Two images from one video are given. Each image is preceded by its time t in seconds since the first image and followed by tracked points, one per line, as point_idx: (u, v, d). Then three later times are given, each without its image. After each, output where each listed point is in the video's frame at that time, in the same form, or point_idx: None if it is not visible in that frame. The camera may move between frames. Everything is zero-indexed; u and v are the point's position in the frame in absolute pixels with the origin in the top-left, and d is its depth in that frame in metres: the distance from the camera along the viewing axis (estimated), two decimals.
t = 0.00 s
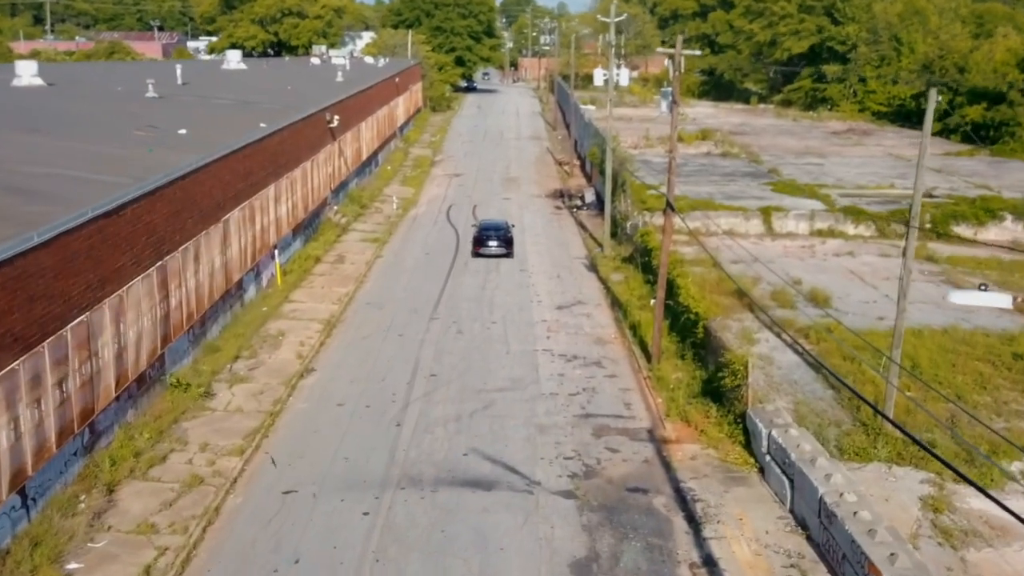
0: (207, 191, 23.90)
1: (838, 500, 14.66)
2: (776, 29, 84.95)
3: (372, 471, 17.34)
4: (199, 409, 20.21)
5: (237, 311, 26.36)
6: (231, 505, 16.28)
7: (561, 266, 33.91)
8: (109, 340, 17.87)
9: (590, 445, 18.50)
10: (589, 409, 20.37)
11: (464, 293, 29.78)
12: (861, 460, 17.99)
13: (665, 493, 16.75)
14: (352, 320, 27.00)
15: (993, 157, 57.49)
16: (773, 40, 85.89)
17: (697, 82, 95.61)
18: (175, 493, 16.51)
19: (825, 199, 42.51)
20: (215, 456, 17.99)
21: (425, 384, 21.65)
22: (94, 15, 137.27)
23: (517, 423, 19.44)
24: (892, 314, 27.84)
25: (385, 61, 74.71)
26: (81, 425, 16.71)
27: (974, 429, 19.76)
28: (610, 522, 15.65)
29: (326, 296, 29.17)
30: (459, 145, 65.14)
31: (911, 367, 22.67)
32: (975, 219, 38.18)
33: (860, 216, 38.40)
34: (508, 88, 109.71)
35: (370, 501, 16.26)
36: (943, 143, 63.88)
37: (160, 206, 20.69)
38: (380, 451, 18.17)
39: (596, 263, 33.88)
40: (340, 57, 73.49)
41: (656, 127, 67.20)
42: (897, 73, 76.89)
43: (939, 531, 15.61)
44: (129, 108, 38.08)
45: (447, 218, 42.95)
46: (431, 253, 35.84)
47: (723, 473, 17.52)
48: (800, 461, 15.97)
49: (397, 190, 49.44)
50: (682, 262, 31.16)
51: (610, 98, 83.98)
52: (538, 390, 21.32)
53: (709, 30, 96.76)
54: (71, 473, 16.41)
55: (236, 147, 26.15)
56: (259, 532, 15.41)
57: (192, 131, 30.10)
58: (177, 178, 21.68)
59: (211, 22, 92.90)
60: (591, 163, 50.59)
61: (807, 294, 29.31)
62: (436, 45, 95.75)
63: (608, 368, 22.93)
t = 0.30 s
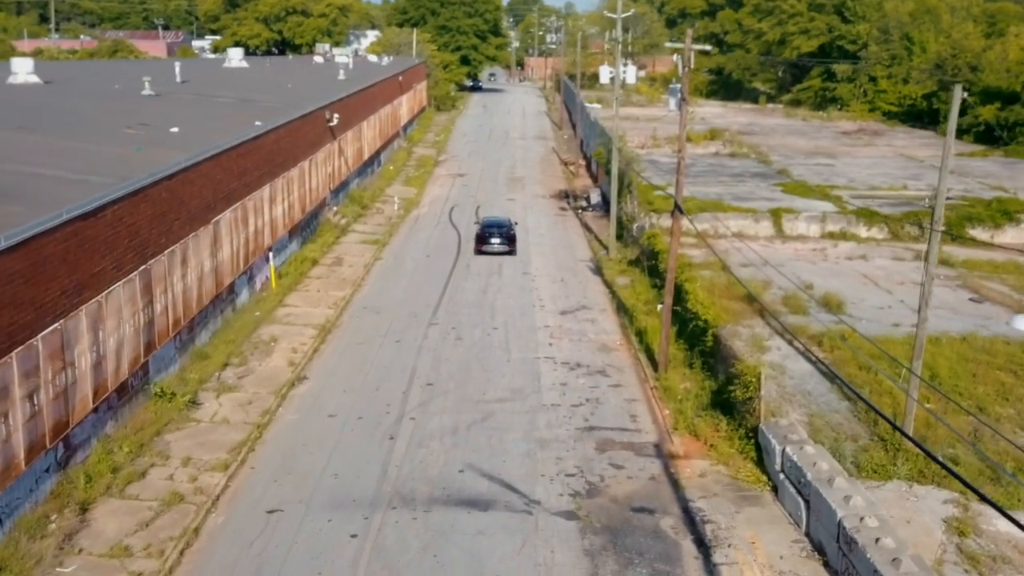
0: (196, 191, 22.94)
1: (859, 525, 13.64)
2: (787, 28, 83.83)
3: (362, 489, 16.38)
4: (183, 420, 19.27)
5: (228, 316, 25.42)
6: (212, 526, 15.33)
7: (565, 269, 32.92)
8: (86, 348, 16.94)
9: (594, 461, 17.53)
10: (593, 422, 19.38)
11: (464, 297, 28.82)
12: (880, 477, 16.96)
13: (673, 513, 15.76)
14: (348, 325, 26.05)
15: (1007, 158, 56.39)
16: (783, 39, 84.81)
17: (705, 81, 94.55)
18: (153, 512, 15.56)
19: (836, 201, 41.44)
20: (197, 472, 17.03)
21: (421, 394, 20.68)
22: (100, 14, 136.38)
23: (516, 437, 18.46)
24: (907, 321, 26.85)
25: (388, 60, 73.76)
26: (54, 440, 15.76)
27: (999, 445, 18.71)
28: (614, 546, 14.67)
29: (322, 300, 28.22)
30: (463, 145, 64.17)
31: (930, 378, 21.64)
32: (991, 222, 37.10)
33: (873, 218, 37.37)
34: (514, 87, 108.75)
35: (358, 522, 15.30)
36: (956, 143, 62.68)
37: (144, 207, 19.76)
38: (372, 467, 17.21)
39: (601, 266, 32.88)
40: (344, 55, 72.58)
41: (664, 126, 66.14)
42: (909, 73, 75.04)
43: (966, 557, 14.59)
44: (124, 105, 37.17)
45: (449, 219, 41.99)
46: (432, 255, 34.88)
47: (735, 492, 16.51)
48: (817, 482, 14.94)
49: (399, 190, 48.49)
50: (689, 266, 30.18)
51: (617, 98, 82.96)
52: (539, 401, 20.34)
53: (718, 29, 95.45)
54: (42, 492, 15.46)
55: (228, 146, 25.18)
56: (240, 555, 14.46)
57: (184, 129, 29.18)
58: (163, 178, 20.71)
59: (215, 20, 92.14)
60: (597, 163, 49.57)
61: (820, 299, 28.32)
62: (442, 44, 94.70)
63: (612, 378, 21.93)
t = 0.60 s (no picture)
0: (178, 193, 21.98)
1: (877, 552, 12.70)
2: (788, 25, 82.45)
3: (347, 510, 15.47)
4: (161, 434, 18.36)
5: (213, 323, 24.49)
6: (187, 550, 14.41)
7: (563, 272, 31.98)
8: (56, 360, 16.00)
9: (593, 478, 16.61)
10: (592, 435, 18.45)
11: (459, 302, 27.90)
12: (895, 497, 16.04)
13: (676, 537, 14.85)
14: (338, 332, 25.12)
15: (1014, 158, 55.43)
16: (784, 37, 83.76)
17: (706, 80, 93.56)
18: (124, 535, 14.64)
19: (841, 201, 40.52)
20: (174, 491, 16.11)
21: (412, 406, 19.76)
22: (97, 12, 135.43)
23: (512, 452, 17.52)
24: (917, 327, 25.92)
25: (385, 58, 72.73)
26: (20, 459, 14.84)
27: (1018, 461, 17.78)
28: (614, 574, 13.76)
29: (312, 305, 27.29)
30: (460, 145, 63.22)
31: (944, 390, 20.71)
32: (1001, 223, 36.17)
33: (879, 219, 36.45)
34: (513, 86, 107.74)
35: (343, 546, 14.39)
36: (962, 143, 61.70)
37: (120, 210, 18.83)
38: (358, 485, 16.30)
39: (600, 269, 31.94)
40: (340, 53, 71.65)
41: (664, 125, 65.19)
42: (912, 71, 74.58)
43: None
44: (111, 103, 36.22)
45: (445, 220, 41.05)
46: (427, 257, 33.93)
47: (742, 513, 15.59)
48: (830, 503, 14.01)
49: (394, 190, 47.56)
50: (692, 270, 29.24)
51: (616, 96, 81.97)
52: (535, 412, 19.41)
53: (719, 26, 94.27)
54: (6, 514, 14.53)
55: (213, 146, 24.23)
56: None
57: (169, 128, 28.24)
58: (141, 179, 19.75)
59: (211, 16, 90.41)
60: (597, 163, 48.63)
61: (826, 305, 27.39)
62: (440, 43, 93.66)
63: (612, 388, 21.01)
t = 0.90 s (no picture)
0: (158, 198, 21.00)
1: None
2: (790, 24, 81.54)
3: (331, 539, 14.52)
4: (137, 454, 17.39)
5: (197, 333, 23.53)
6: None
7: (562, 278, 31.02)
8: (23, 379, 15.03)
9: (593, 503, 15.65)
10: (592, 455, 17.48)
11: (454, 310, 26.94)
12: (915, 525, 15.07)
13: (682, 568, 13.89)
14: (328, 342, 24.15)
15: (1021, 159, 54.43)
16: (786, 36, 82.72)
17: (707, 80, 92.64)
18: (91, 567, 13.67)
19: (847, 204, 39.59)
20: (147, 517, 15.14)
21: (403, 423, 18.80)
22: (95, 11, 135.12)
23: (507, 474, 16.57)
24: (930, 338, 24.97)
25: (382, 57, 71.71)
26: None
27: None
28: None
29: (301, 313, 26.32)
30: (458, 145, 62.26)
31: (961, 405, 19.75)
32: (1012, 227, 35.20)
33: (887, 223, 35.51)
34: (512, 86, 106.77)
35: None
36: (967, 144, 60.74)
37: (95, 216, 17.84)
38: (343, 512, 15.34)
39: (601, 275, 30.97)
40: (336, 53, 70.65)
41: (665, 126, 64.23)
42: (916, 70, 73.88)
43: None
44: (98, 103, 35.23)
45: (442, 224, 40.07)
46: (422, 262, 32.94)
47: (751, 542, 14.63)
48: (848, 534, 13.03)
49: (390, 192, 46.60)
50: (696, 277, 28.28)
51: (616, 96, 81.02)
52: (533, 430, 18.44)
53: (720, 26, 93.28)
54: None
55: (197, 148, 23.25)
56: None
57: (154, 129, 27.26)
58: (117, 184, 18.75)
59: (207, 15, 88.81)
60: (597, 164, 47.70)
61: (835, 313, 26.43)
62: (438, 42, 92.62)
63: (614, 403, 20.03)
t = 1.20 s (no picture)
0: (137, 205, 19.99)
1: None
2: (794, 23, 80.25)
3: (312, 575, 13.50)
4: (110, 477, 16.36)
5: (180, 345, 22.50)
6: None
7: (562, 284, 30.00)
8: None
9: (595, 533, 14.62)
10: (592, 479, 16.46)
11: (449, 319, 25.93)
12: (940, 558, 14.06)
13: None
14: (317, 354, 23.12)
15: None
16: (789, 36, 81.39)
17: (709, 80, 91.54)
18: None
19: (854, 208, 38.58)
20: (116, 549, 14.10)
21: (392, 443, 17.79)
22: (93, 11, 133.07)
23: (502, 501, 15.54)
24: (945, 349, 23.96)
25: (379, 57, 70.67)
26: None
27: None
28: None
29: (290, 322, 25.30)
30: (456, 147, 61.26)
31: (982, 424, 18.73)
32: None
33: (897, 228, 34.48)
34: (512, 86, 105.88)
35: None
36: (973, 146, 59.83)
37: (66, 224, 16.80)
38: (326, 544, 14.32)
39: (601, 282, 29.95)
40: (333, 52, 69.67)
41: (666, 127, 63.23)
42: (921, 71, 73.26)
43: None
44: (83, 103, 34.20)
45: (438, 228, 39.06)
46: (417, 268, 31.92)
47: None
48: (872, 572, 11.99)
49: (386, 195, 45.61)
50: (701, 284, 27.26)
51: (616, 97, 80.12)
52: (530, 451, 17.42)
53: (721, 26, 92.27)
54: None
55: (179, 151, 22.24)
56: None
57: (137, 132, 26.23)
58: (91, 191, 17.75)
59: (203, 14, 87.73)
60: (597, 166, 46.74)
61: (845, 322, 25.42)
62: (437, 42, 91.56)
63: (616, 421, 19.02)
